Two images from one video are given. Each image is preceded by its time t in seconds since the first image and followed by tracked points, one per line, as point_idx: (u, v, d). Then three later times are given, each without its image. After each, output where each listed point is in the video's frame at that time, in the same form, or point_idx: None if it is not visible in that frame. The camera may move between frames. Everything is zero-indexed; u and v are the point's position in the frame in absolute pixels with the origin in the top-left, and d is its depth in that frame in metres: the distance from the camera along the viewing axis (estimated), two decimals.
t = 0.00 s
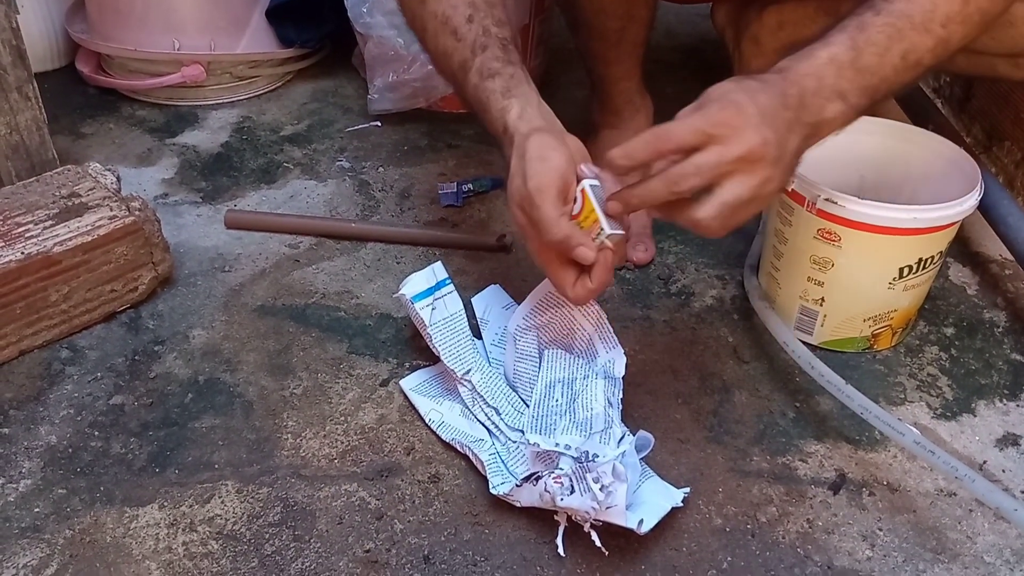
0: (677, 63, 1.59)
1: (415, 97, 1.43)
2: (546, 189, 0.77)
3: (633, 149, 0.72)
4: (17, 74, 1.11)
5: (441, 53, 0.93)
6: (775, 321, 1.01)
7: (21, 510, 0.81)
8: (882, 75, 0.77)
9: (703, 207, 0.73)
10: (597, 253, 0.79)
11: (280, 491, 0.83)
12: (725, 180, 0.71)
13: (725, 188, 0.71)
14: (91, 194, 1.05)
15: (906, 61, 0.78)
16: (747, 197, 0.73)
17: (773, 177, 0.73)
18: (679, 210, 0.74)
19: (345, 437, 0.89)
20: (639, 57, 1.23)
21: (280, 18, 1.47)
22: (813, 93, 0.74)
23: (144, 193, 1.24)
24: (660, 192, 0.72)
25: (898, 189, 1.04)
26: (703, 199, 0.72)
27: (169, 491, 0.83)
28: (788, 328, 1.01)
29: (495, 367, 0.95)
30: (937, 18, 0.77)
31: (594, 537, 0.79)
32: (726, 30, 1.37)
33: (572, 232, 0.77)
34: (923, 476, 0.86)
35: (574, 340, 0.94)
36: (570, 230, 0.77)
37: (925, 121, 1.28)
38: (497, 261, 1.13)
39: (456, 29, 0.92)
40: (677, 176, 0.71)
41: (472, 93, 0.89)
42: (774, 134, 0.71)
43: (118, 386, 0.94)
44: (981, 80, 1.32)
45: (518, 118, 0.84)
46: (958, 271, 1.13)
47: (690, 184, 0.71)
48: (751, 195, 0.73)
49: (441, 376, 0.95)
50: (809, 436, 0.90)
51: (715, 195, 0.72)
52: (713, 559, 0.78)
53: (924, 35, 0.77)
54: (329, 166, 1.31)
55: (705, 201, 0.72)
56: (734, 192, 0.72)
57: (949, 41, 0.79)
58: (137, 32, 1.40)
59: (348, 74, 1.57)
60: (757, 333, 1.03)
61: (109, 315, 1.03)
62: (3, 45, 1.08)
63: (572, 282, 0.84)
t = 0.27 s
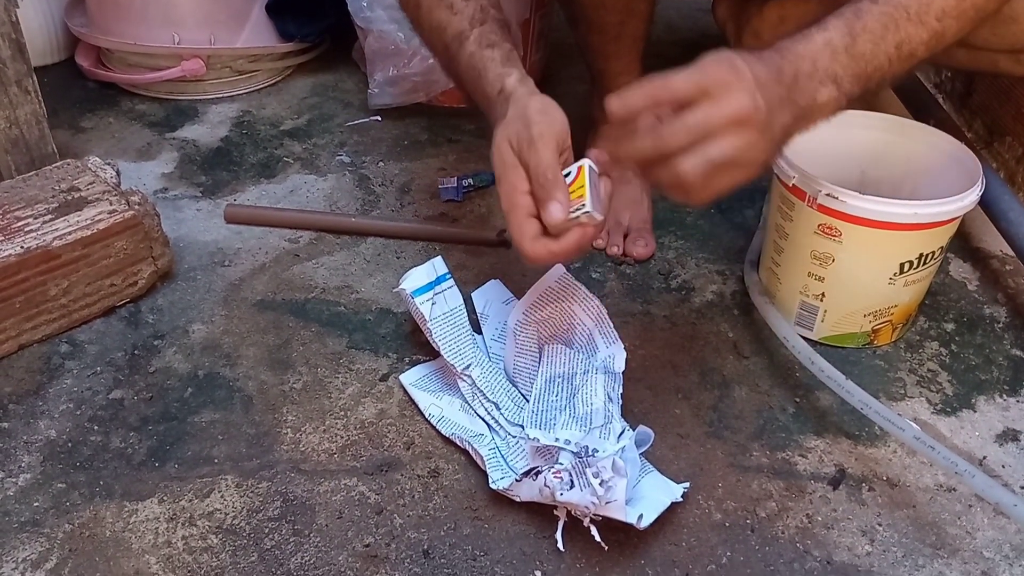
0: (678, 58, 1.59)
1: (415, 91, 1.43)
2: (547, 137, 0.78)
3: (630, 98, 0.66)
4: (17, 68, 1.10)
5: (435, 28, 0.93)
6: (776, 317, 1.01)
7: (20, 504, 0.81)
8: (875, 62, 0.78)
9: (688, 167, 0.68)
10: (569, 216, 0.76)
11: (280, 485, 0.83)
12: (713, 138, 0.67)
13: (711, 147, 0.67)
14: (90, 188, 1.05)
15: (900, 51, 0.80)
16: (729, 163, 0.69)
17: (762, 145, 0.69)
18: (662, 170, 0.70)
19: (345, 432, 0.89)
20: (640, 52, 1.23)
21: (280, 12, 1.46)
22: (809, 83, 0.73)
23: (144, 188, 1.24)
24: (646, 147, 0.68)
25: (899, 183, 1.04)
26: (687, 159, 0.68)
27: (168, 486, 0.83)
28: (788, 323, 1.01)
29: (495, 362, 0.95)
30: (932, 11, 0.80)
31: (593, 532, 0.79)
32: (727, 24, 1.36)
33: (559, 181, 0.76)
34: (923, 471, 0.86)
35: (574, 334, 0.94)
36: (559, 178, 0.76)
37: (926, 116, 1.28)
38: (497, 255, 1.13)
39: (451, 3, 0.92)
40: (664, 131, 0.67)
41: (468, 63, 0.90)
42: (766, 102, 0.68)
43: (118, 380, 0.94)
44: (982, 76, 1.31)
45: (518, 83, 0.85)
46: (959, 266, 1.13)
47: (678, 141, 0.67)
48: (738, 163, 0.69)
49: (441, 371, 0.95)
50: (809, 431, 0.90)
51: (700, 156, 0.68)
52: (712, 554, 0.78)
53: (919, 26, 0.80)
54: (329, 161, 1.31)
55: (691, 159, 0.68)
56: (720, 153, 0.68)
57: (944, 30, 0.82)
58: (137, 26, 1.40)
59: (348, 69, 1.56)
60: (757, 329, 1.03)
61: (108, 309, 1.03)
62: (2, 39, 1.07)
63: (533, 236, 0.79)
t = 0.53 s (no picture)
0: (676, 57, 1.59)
1: (412, 90, 1.42)
2: (547, 140, 0.78)
3: (641, 81, 0.72)
4: (13, 66, 1.10)
5: (447, 28, 0.96)
6: (774, 316, 1.01)
7: (17, 504, 0.81)
8: (851, 65, 0.82)
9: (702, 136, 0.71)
10: (560, 225, 0.74)
11: (278, 484, 0.83)
12: (724, 110, 0.71)
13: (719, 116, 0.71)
14: (87, 186, 1.05)
15: (876, 54, 0.83)
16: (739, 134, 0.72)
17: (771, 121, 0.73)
18: (677, 148, 0.73)
19: (343, 431, 0.89)
20: (638, 50, 1.23)
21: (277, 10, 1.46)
22: (788, 83, 0.79)
23: (141, 186, 1.23)
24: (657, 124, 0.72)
25: (897, 182, 1.04)
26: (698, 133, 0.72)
27: (165, 485, 0.83)
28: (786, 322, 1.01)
29: (493, 361, 0.95)
30: (909, 15, 0.83)
31: (592, 531, 0.78)
32: (725, 24, 1.36)
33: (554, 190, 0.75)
34: (920, 470, 0.86)
35: (572, 333, 0.94)
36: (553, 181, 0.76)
37: (923, 115, 1.28)
38: (495, 254, 1.13)
39: (462, 3, 0.95)
40: (675, 107, 0.71)
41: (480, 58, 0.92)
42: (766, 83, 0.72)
43: (115, 379, 0.94)
44: (979, 75, 1.32)
45: (523, 77, 0.86)
46: (956, 265, 1.13)
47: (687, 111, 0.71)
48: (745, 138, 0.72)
49: (439, 369, 0.95)
50: (807, 430, 0.90)
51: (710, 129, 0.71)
52: (711, 554, 0.78)
53: (895, 29, 0.83)
54: (326, 159, 1.30)
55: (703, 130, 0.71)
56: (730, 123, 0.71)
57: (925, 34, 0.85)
58: (134, 24, 1.40)
59: (346, 67, 1.56)
60: (755, 328, 1.03)
61: (105, 308, 1.02)
62: None
63: (524, 238, 0.77)
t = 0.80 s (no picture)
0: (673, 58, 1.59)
1: (410, 91, 1.42)
2: (540, 139, 0.77)
3: (652, 68, 0.72)
4: (10, 67, 1.10)
5: (445, 28, 0.96)
6: (771, 317, 1.01)
7: (13, 505, 0.81)
8: (859, 65, 0.80)
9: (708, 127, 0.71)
10: (569, 219, 0.76)
11: (274, 485, 0.83)
12: (731, 104, 0.71)
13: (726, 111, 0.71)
14: (84, 187, 1.05)
15: (885, 55, 0.81)
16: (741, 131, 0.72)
17: (778, 116, 0.73)
18: (685, 140, 0.73)
19: (339, 432, 0.89)
20: (635, 51, 1.23)
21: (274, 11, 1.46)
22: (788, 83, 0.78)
23: (138, 187, 1.23)
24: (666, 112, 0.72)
25: (895, 182, 1.04)
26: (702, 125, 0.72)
27: (162, 486, 0.83)
28: (783, 322, 1.01)
29: (490, 362, 0.95)
30: (917, 15, 0.81)
31: (588, 532, 0.78)
32: (722, 25, 1.36)
33: (554, 189, 0.76)
34: (917, 471, 0.87)
35: (569, 334, 0.94)
36: (551, 184, 0.76)
37: (920, 116, 1.28)
38: (492, 255, 1.13)
39: (457, 2, 0.95)
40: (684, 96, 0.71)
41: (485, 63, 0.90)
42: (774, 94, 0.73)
43: (112, 380, 0.94)
44: (976, 76, 1.32)
45: (522, 77, 0.86)
46: (953, 266, 1.13)
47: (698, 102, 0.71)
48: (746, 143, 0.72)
49: (436, 370, 0.95)
50: (803, 430, 0.91)
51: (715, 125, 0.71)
52: (707, 554, 0.78)
53: (904, 29, 0.81)
54: (323, 160, 1.30)
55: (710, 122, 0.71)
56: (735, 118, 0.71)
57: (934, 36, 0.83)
58: (132, 25, 1.40)
59: (343, 68, 1.56)
60: (752, 329, 1.03)
61: (102, 309, 1.02)
62: None
63: (534, 240, 0.79)
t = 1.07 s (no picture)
0: (676, 56, 1.59)
1: (413, 89, 1.42)
2: (504, 133, 0.78)
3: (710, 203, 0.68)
4: (14, 65, 1.10)
5: (448, 27, 0.96)
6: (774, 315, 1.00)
7: (18, 502, 0.81)
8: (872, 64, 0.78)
9: (763, 217, 0.65)
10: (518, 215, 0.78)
11: (278, 483, 0.83)
12: (740, 256, 0.65)
13: (761, 186, 0.68)
14: (88, 184, 1.05)
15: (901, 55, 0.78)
16: (796, 195, 0.69)
17: (801, 258, 0.66)
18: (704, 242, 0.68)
19: (342, 430, 0.89)
20: (638, 49, 1.23)
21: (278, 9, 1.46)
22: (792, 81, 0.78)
23: (142, 185, 1.23)
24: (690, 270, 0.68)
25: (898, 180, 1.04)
26: (750, 299, 0.68)
27: (166, 483, 0.83)
28: (786, 321, 1.00)
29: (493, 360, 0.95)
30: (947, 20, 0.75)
31: (591, 530, 0.79)
32: (726, 23, 1.36)
33: (510, 183, 0.77)
34: (920, 469, 0.87)
35: (571, 332, 0.93)
36: (508, 179, 0.77)
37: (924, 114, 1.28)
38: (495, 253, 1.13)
39: None
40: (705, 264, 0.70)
41: (476, 62, 0.91)
42: (838, 124, 0.70)
43: (116, 378, 0.94)
44: (980, 74, 1.32)
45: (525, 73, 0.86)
46: (957, 264, 1.13)
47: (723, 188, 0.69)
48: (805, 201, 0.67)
49: (439, 368, 0.95)
50: (806, 429, 0.91)
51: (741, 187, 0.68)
52: (710, 552, 0.78)
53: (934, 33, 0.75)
54: (327, 158, 1.30)
55: (755, 197, 0.66)
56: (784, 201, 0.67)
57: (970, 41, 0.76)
58: (135, 23, 1.40)
59: (347, 66, 1.56)
60: (755, 327, 1.03)
61: (105, 307, 1.02)
62: None
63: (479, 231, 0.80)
